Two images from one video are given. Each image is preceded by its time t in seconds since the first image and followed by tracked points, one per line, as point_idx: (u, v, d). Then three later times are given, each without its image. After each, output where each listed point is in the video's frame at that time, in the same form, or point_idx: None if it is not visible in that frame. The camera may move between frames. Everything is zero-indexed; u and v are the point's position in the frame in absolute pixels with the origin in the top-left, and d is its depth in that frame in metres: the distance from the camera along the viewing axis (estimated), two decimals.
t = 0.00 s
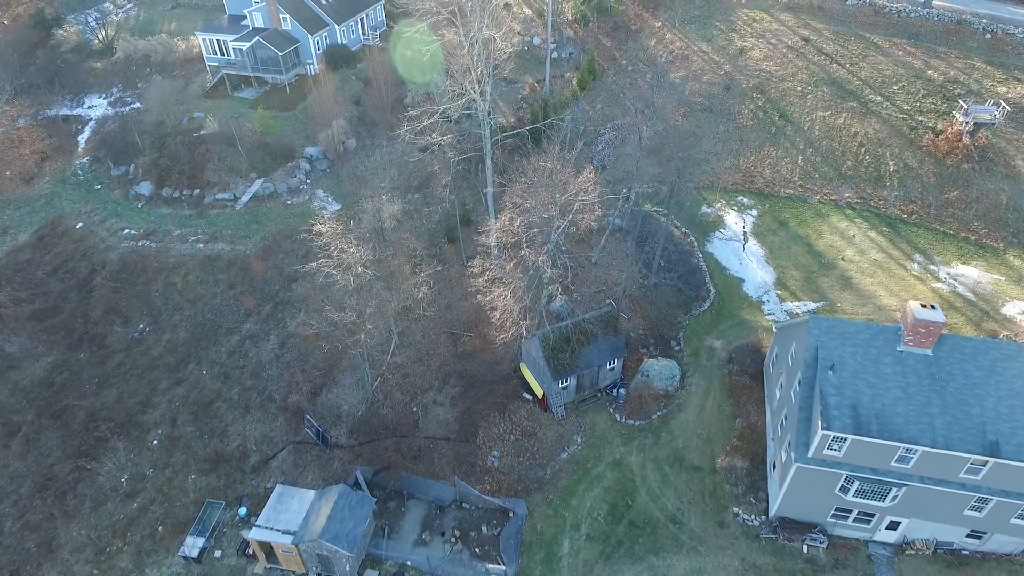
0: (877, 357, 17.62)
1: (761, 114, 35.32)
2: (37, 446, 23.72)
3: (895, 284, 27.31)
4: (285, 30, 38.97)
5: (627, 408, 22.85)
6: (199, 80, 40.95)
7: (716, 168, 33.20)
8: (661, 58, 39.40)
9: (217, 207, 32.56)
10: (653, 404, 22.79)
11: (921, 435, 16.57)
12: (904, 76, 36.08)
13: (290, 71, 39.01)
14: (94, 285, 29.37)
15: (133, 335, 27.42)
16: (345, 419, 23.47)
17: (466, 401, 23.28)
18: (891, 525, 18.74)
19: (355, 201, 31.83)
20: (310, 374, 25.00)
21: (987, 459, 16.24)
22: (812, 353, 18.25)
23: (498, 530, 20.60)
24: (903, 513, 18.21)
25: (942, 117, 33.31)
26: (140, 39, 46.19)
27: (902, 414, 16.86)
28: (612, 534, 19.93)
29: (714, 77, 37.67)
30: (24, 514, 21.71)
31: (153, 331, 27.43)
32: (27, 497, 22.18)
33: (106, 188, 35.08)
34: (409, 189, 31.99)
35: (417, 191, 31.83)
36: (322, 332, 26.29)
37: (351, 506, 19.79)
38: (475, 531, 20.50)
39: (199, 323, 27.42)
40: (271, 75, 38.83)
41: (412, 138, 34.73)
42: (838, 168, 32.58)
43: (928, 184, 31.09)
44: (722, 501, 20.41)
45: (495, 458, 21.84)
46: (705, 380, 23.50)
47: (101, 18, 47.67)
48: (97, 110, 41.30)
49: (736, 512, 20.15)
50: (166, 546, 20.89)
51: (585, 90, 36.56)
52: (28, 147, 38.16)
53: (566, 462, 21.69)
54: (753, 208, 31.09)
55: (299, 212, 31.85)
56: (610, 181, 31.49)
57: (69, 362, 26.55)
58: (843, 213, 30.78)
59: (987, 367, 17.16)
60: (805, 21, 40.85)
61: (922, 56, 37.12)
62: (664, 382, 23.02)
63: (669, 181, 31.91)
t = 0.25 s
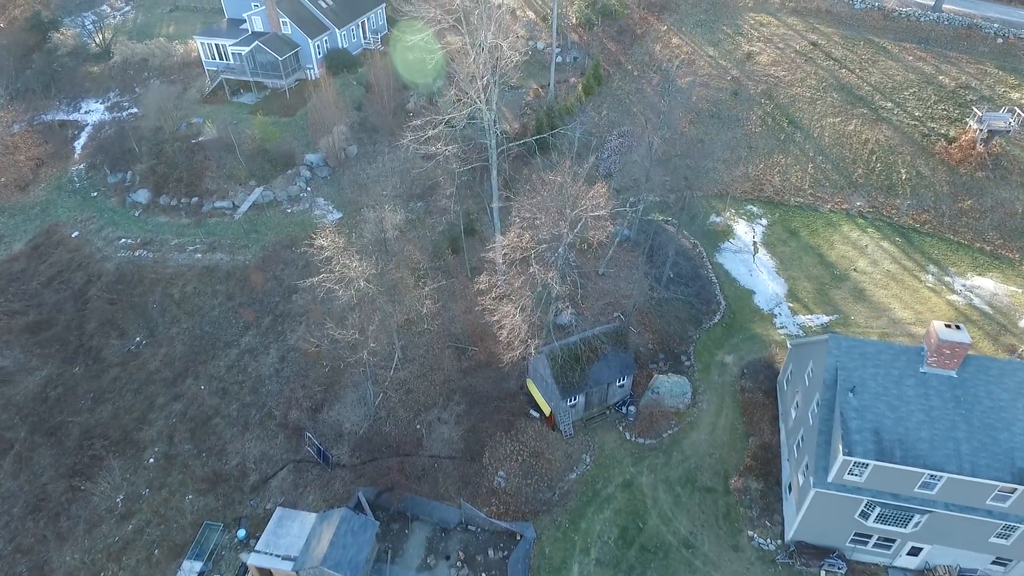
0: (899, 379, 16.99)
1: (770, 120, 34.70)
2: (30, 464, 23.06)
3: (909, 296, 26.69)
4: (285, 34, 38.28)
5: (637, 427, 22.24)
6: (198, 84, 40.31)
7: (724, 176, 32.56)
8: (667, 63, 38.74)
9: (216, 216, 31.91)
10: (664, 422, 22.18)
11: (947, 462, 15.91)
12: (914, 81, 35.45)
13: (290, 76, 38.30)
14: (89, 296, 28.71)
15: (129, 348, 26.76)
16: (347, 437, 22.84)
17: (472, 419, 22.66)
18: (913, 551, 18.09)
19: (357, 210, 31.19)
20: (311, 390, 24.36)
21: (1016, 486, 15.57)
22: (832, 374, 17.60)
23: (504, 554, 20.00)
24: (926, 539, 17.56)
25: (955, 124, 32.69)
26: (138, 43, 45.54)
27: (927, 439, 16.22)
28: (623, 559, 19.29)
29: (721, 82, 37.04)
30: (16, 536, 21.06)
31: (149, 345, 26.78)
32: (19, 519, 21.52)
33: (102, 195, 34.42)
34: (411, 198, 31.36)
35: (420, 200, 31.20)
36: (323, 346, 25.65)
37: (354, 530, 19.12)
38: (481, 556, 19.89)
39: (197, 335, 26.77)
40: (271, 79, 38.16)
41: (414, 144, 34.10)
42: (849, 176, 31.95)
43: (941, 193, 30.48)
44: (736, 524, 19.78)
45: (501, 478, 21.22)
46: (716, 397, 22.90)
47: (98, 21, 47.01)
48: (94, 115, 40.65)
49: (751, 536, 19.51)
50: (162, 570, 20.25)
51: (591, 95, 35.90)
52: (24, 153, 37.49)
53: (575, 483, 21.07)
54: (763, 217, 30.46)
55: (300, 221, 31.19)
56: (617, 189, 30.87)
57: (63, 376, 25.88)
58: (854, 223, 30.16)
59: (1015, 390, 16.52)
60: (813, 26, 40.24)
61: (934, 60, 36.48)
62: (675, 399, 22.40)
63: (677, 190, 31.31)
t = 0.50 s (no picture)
0: (923, 402, 16.39)
1: (779, 127, 34.08)
2: (23, 483, 22.39)
3: (925, 309, 26.05)
4: (285, 38, 37.65)
5: (648, 445, 21.63)
6: (197, 89, 39.66)
7: (733, 183, 31.93)
8: (673, 67, 38.12)
9: (215, 224, 31.28)
10: (676, 441, 21.59)
11: (975, 490, 15.29)
12: (926, 86, 34.84)
13: (290, 81, 37.58)
14: (85, 308, 28.06)
15: (125, 362, 26.11)
16: (350, 456, 22.21)
17: (478, 437, 22.05)
18: None
19: (358, 218, 30.54)
20: (313, 406, 23.74)
21: None
22: (853, 396, 17.00)
23: None
24: (950, 567, 16.92)
25: (968, 131, 32.10)
26: (136, 47, 44.89)
27: (954, 466, 15.60)
28: None
29: (729, 87, 36.44)
30: (7, 560, 20.39)
31: (147, 358, 26.13)
32: (11, 541, 20.84)
33: (98, 203, 33.76)
34: (414, 206, 30.71)
35: (422, 209, 30.56)
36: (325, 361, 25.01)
37: (357, 556, 18.47)
38: None
39: (196, 349, 26.13)
40: (271, 85, 37.50)
41: (416, 151, 33.47)
42: (861, 184, 31.33)
43: (955, 202, 29.90)
44: (752, 548, 19.14)
45: (509, 499, 20.62)
46: (729, 415, 22.32)
47: (95, 24, 46.37)
48: (91, 121, 39.99)
49: (767, 560, 18.86)
50: None
51: (596, 101, 35.30)
52: (19, 160, 36.81)
53: (585, 504, 20.44)
54: (773, 226, 29.86)
55: (300, 230, 30.54)
56: (625, 198, 30.27)
57: (57, 391, 25.21)
58: (867, 232, 29.55)
59: None
60: (822, 29, 39.60)
61: (945, 65, 35.86)
62: (687, 417, 21.80)
63: (685, 198, 30.72)
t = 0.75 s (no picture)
0: (950, 426, 15.79)
1: (789, 133, 33.49)
2: (16, 503, 21.75)
3: (941, 321, 25.43)
4: (286, 43, 37.02)
5: (661, 465, 21.01)
6: (196, 95, 39.04)
7: (743, 191, 31.32)
8: (680, 72, 37.53)
9: (214, 233, 30.67)
10: (689, 460, 20.99)
11: (1006, 519, 14.65)
12: (938, 92, 34.23)
13: (291, 86, 36.96)
14: (82, 320, 27.42)
15: (123, 375, 25.49)
16: (353, 475, 21.59)
17: (485, 456, 21.46)
18: None
19: (361, 227, 29.96)
20: (315, 423, 23.12)
21: None
22: (876, 419, 16.39)
23: None
24: None
25: (982, 137, 31.50)
26: (135, 51, 44.24)
27: (983, 493, 14.96)
28: None
29: (737, 92, 35.85)
30: None
31: (144, 372, 25.50)
32: (4, 564, 20.20)
33: (96, 211, 33.13)
34: (418, 215, 30.13)
35: (426, 217, 29.96)
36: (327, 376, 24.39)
37: None
38: None
39: (194, 363, 25.50)
40: (271, 90, 36.85)
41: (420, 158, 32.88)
42: (873, 193, 30.73)
43: (970, 210, 29.31)
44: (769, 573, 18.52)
45: (518, 521, 20.03)
46: (743, 433, 21.74)
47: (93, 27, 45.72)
48: (88, 126, 39.36)
49: None
50: None
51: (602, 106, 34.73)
52: (15, 166, 36.17)
53: (596, 526, 19.82)
54: (784, 236, 29.27)
55: (301, 239, 29.93)
56: (633, 207, 29.67)
57: (52, 406, 24.56)
58: (880, 242, 28.95)
59: None
60: (830, 33, 38.99)
61: (957, 70, 35.26)
62: (700, 435, 21.22)
63: (694, 207, 30.12)
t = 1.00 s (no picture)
0: (979, 451, 15.23)
1: (799, 139, 32.93)
2: (11, 524, 21.14)
3: (958, 334, 24.86)
4: (287, 47, 36.41)
5: (675, 484, 20.42)
6: (196, 100, 38.44)
7: (753, 198, 30.73)
8: (688, 76, 36.97)
9: (214, 242, 30.09)
10: (703, 479, 20.43)
11: None
12: (950, 97, 33.66)
13: (292, 91, 36.40)
14: (79, 332, 26.83)
15: (121, 390, 24.89)
16: (358, 495, 20.99)
17: (494, 475, 20.92)
18: None
19: (364, 236, 29.40)
20: (318, 440, 22.53)
21: None
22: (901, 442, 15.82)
23: None
24: None
25: (995, 144, 30.95)
26: (133, 54, 43.63)
27: (1015, 522, 14.34)
28: None
29: (746, 98, 35.29)
30: None
31: (143, 386, 24.89)
32: None
33: (94, 219, 32.53)
34: (422, 223, 29.62)
35: (431, 226, 29.44)
36: (330, 391, 23.80)
37: None
38: None
39: (194, 377, 24.91)
40: (271, 95, 36.21)
41: (424, 165, 32.34)
42: (885, 201, 30.17)
43: (985, 219, 28.76)
44: None
45: (528, 543, 19.48)
46: (758, 451, 21.19)
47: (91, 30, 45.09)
48: (86, 132, 38.76)
49: None
50: None
51: (608, 112, 34.19)
52: (12, 172, 35.55)
53: (609, 549, 19.24)
54: (795, 245, 28.72)
55: (303, 248, 29.34)
56: (641, 215, 29.10)
57: (48, 422, 23.95)
58: (893, 251, 28.38)
59: None
60: (839, 37, 38.40)
61: (969, 74, 34.69)
62: (714, 454, 20.66)
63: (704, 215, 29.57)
